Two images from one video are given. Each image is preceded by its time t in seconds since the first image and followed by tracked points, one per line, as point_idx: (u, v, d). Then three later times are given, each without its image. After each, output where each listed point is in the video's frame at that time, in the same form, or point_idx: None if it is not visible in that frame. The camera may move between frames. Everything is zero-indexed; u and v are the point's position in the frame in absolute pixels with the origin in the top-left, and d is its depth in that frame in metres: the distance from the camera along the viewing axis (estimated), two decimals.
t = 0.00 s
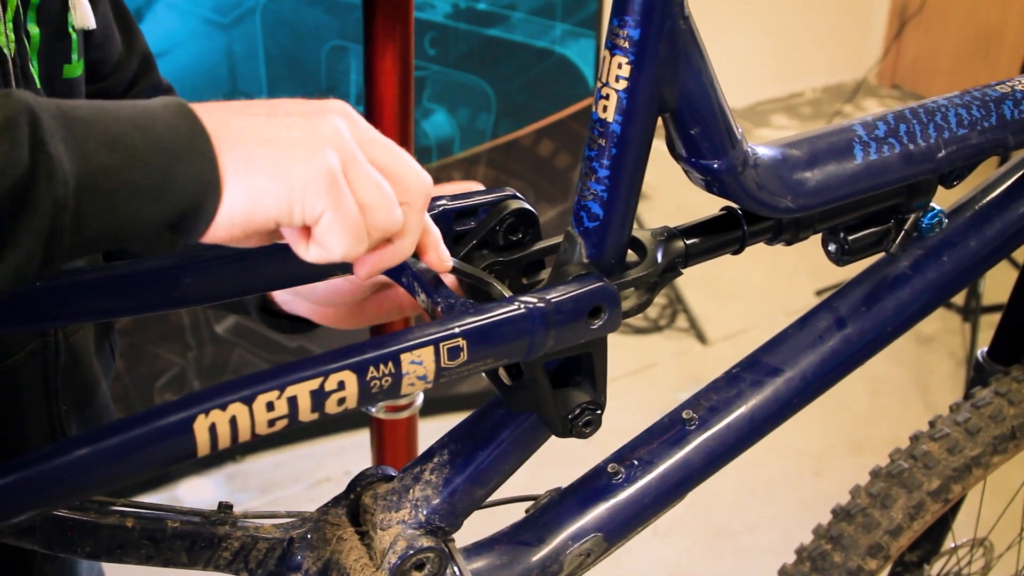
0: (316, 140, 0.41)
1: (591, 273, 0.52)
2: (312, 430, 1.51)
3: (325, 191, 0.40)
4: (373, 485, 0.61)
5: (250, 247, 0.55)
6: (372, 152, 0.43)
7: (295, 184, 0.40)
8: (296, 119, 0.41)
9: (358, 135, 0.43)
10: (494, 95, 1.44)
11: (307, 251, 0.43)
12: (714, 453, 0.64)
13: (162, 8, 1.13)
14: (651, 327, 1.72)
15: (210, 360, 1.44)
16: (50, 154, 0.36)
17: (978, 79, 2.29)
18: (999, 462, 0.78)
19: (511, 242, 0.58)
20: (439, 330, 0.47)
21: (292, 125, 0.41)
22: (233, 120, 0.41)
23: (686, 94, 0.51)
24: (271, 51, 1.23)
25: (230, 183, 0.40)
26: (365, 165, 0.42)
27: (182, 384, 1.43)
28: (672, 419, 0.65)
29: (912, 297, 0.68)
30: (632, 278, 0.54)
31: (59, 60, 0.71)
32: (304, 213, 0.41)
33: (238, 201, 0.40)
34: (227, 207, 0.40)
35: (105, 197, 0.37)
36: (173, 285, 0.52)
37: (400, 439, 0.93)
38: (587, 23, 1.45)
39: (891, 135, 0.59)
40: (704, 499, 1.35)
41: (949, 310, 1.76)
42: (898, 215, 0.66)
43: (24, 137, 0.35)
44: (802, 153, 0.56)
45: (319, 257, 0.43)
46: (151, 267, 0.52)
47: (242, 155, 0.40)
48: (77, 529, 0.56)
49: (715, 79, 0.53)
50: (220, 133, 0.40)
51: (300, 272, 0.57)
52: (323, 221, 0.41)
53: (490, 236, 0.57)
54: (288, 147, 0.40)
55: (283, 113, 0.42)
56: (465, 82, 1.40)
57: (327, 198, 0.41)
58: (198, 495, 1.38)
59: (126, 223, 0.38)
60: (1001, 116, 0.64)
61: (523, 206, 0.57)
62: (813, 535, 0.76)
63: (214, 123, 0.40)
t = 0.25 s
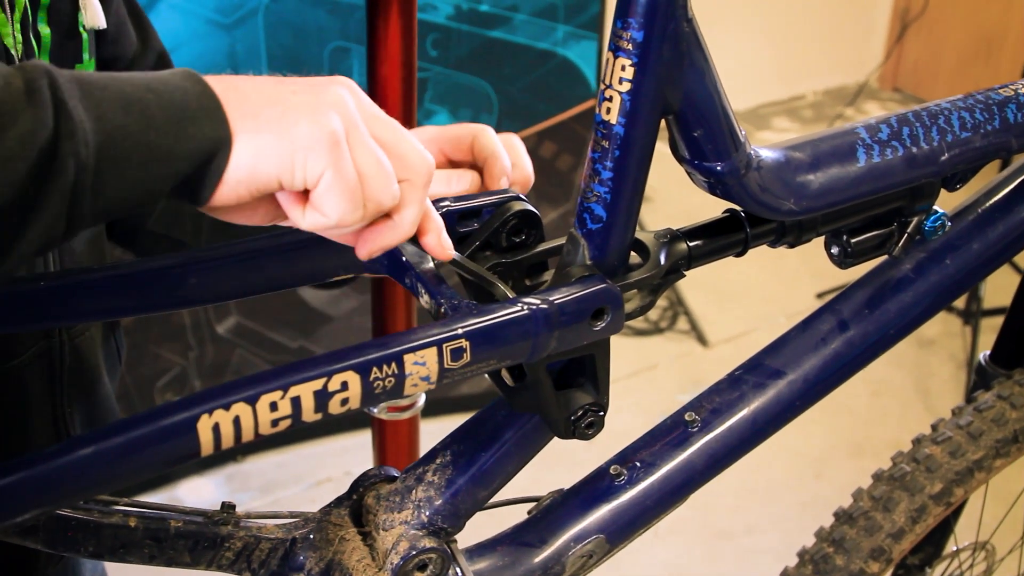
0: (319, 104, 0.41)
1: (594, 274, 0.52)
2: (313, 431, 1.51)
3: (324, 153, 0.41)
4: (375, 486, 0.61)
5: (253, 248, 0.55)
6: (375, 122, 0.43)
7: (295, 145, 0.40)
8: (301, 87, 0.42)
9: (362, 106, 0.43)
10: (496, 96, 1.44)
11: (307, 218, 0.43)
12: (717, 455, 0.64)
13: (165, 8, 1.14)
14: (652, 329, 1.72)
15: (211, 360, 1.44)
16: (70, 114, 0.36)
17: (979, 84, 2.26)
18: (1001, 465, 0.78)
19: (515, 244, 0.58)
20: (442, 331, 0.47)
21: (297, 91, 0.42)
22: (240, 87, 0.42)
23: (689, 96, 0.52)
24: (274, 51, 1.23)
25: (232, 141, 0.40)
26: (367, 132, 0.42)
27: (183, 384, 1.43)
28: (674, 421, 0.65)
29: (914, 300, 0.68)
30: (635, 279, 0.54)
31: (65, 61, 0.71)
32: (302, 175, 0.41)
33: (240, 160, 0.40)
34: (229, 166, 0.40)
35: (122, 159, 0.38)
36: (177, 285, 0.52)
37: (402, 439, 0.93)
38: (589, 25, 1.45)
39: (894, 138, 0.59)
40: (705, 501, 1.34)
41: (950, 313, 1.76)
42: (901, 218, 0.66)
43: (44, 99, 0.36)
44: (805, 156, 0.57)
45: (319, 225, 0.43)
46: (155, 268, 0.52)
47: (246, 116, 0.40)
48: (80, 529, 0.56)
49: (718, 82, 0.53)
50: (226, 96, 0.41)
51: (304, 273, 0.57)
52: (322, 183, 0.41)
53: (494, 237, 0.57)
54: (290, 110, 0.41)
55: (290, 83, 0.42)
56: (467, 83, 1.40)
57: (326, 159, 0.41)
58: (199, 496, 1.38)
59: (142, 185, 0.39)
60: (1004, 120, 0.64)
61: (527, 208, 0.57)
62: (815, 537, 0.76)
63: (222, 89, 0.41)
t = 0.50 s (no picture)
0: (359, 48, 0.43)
1: (595, 275, 0.52)
2: (313, 432, 1.51)
3: (365, 91, 0.42)
4: (377, 487, 0.61)
5: (254, 249, 0.55)
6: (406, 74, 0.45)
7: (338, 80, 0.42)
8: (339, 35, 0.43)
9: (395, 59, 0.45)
10: (494, 97, 1.44)
11: (333, 155, 0.43)
12: (716, 455, 0.64)
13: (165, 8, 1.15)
14: (652, 330, 1.73)
15: (211, 362, 1.44)
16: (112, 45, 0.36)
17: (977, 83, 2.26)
18: (1000, 465, 0.79)
19: (514, 245, 0.58)
20: (443, 331, 0.47)
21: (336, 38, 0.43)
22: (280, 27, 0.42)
23: (688, 97, 0.52)
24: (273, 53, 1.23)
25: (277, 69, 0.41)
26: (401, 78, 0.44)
27: (183, 386, 1.43)
28: (674, 421, 0.65)
29: (913, 300, 0.68)
30: (634, 280, 0.54)
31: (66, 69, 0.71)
32: (340, 109, 0.42)
33: (279, 83, 0.41)
34: (268, 89, 0.40)
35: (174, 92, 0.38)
36: (178, 287, 0.53)
37: (403, 439, 0.94)
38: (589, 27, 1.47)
39: (892, 138, 0.59)
40: (704, 501, 1.35)
41: (949, 314, 1.76)
42: (899, 218, 0.66)
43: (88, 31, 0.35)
44: (804, 156, 0.57)
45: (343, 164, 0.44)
46: (158, 269, 0.52)
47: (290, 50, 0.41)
48: (82, 530, 0.56)
49: (718, 83, 0.54)
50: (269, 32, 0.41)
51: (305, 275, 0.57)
52: (356, 119, 0.42)
53: (493, 238, 0.57)
54: (333, 49, 0.42)
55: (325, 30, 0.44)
56: (466, 85, 1.40)
57: (366, 96, 0.42)
58: (200, 497, 1.38)
59: (199, 117, 0.39)
60: (1002, 120, 0.64)
61: (526, 209, 0.57)
62: (814, 537, 0.76)
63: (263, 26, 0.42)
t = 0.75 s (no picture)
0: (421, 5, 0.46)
1: (595, 274, 0.52)
2: (313, 432, 1.51)
3: (424, 35, 0.44)
4: (377, 486, 0.61)
5: (256, 248, 0.55)
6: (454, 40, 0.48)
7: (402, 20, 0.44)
8: None
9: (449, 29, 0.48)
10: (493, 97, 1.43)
11: (387, 97, 0.45)
12: (716, 454, 0.64)
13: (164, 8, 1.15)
14: (651, 331, 1.73)
15: (211, 362, 1.44)
16: None
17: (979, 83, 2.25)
18: (999, 464, 0.79)
19: (516, 244, 0.58)
20: (444, 330, 0.47)
21: None
22: None
23: (689, 97, 0.52)
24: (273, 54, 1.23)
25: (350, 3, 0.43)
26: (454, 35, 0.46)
27: (183, 386, 1.43)
28: (674, 420, 0.65)
29: (912, 299, 0.68)
30: (635, 279, 0.54)
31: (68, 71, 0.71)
32: (401, 48, 0.44)
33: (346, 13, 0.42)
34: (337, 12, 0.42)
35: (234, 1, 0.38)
36: (180, 286, 0.53)
37: (403, 439, 0.94)
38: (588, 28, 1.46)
39: (892, 138, 0.59)
40: (703, 501, 1.35)
41: (948, 314, 1.76)
42: (899, 218, 0.66)
43: None
44: (805, 156, 0.57)
45: (393, 106, 0.45)
46: (160, 269, 0.52)
47: None
48: (82, 529, 0.56)
49: (719, 83, 0.54)
50: None
51: (306, 275, 0.57)
52: (415, 61, 0.44)
53: (494, 238, 0.58)
54: None
55: None
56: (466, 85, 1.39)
57: (426, 40, 0.45)
58: (200, 498, 1.38)
59: (270, 37, 0.40)
60: (1002, 120, 0.64)
61: (527, 209, 0.58)
62: (814, 536, 0.76)
63: None
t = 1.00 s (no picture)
0: None
1: (593, 273, 0.52)
2: (313, 432, 1.51)
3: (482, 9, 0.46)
4: (378, 485, 0.62)
5: (255, 249, 0.55)
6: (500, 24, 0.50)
7: None
8: None
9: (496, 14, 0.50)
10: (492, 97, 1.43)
11: (437, 66, 0.47)
12: (716, 452, 0.64)
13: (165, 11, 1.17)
14: (651, 329, 1.73)
15: (211, 363, 1.44)
16: None
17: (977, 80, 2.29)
18: (997, 460, 0.79)
19: (514, 243, 0.58)
20: (443, 330, 0.47)
21: None
22: None
23: (686, 96, 0.52)
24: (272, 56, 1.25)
25: None
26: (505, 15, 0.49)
27: (183, 388, 1.43)
28: (673, 418, 0.65)
29: (910, 296, 0.69)
30: (633, 278, 0.55)
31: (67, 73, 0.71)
32: (459, 17, 0.46)
33: None
34: None
35: None
36: (180, 287, 0.53)
37: (403, 439, 0.94)
38: (587, 27, 1.47)
39: (889, 136, 0.60)
40: (704, 500, 1.35)
41: (947, 311, 1.76)
42: (896, 215, 0.66)
43: None
44: (802, 154, 0.57)
45: (443, 73, 0.47)
46: (160, 270, 0.52)
47: None
48: (84, 529, 0.56)
49: (716, 81, 0.54)
50: None
51: (304, 275, 0.57)
52: (469, 31, 0.46)
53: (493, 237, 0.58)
54: None
55: None
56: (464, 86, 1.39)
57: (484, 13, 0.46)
58: (200, 498, 1.39)
59: None
60: (998, 117, 0.64)
61: (526, 208, 0.58)
62: (814, 534, 0.76)
63: None
